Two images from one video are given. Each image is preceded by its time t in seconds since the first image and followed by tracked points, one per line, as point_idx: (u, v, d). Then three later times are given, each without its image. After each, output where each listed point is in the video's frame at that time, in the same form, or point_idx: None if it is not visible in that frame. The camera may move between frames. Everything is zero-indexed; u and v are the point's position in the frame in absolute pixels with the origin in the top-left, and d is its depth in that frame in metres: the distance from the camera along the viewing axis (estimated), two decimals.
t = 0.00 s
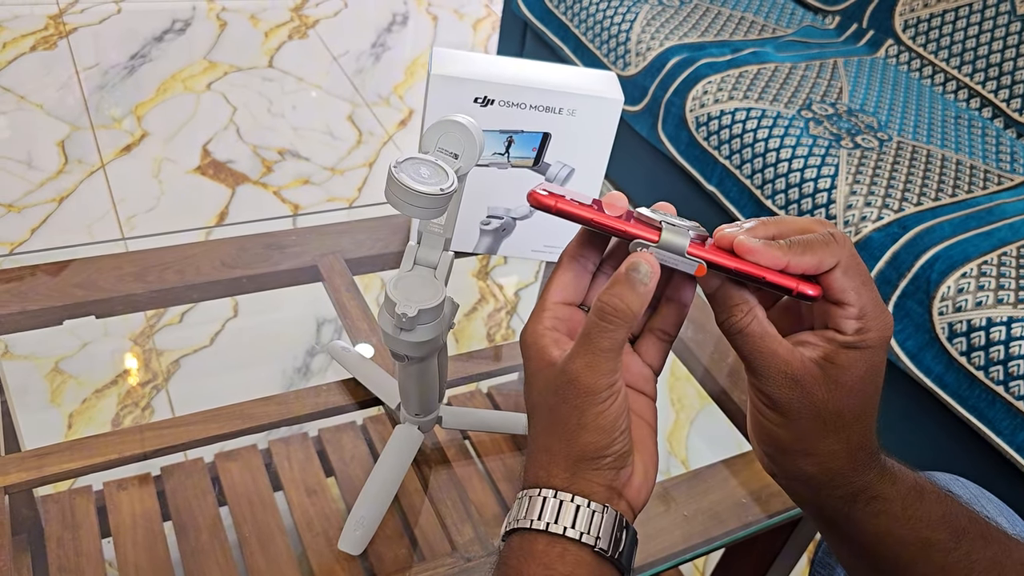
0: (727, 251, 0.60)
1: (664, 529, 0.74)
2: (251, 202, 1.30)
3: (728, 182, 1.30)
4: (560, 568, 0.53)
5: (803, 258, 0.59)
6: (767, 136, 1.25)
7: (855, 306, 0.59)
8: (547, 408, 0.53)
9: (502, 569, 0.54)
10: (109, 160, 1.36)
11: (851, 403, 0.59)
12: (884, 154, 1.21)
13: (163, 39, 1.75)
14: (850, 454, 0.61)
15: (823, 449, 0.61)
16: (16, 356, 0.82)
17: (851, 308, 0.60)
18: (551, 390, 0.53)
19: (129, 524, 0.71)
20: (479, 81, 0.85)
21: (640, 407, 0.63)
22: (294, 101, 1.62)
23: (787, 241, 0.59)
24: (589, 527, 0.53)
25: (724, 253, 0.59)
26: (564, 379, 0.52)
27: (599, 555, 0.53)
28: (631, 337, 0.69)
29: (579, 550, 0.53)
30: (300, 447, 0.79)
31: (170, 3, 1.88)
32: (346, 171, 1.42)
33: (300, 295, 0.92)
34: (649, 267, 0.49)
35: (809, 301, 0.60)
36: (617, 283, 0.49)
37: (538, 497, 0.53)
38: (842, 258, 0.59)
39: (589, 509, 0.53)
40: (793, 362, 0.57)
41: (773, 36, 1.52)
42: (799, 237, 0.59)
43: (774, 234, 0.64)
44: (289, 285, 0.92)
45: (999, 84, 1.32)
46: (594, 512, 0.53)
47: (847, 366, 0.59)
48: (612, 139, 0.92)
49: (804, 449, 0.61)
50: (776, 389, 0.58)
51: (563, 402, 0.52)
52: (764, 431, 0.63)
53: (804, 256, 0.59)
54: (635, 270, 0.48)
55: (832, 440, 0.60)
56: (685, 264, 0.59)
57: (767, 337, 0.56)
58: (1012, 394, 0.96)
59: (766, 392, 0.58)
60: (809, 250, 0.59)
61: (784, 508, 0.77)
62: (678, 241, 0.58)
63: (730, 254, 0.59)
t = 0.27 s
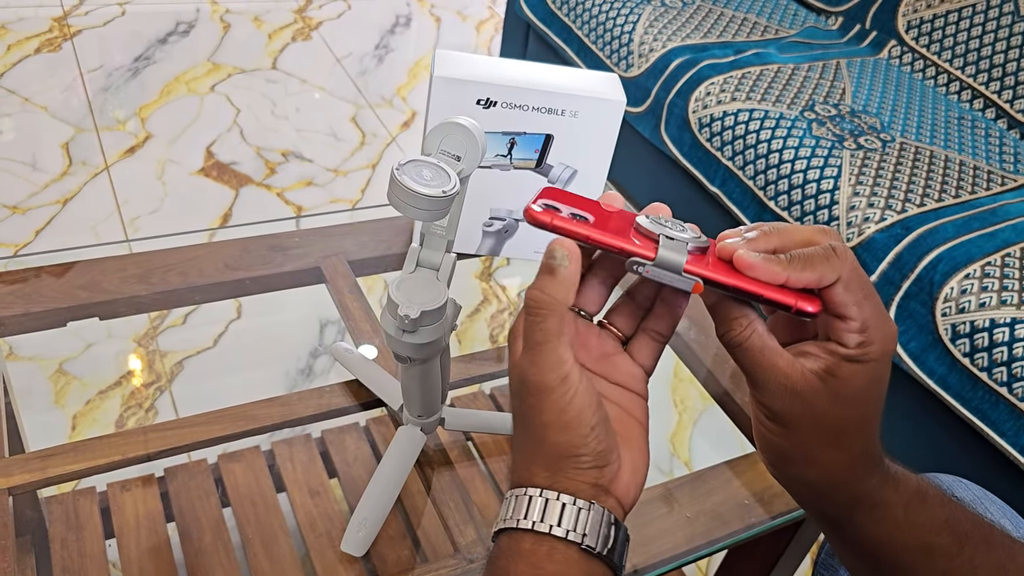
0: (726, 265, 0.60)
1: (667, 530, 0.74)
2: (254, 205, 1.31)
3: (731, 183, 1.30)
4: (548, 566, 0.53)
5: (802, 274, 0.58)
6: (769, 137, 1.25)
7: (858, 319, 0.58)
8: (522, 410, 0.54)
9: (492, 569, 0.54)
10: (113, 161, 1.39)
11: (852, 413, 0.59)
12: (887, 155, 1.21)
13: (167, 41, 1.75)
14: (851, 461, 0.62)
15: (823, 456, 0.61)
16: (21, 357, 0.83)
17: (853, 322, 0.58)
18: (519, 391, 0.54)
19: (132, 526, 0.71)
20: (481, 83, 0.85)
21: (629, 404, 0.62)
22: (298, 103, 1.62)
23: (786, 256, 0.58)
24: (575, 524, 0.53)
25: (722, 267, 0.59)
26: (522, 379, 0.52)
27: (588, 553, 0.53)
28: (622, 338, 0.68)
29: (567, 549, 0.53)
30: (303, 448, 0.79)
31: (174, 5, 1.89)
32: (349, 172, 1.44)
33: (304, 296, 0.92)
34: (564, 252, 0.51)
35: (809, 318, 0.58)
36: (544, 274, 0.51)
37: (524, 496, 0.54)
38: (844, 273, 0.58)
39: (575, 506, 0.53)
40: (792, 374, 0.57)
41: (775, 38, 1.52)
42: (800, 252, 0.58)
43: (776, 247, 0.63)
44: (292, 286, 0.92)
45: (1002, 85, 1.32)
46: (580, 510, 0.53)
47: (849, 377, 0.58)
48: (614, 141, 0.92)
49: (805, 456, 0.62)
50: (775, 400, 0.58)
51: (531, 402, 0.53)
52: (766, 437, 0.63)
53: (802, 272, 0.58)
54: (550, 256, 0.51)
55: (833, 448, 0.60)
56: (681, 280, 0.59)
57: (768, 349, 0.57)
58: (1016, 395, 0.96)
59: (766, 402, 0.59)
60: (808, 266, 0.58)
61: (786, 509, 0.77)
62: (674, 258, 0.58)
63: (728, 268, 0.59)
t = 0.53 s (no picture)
0: (721, 272, 0.60)
1: (673, 533, 0.74)
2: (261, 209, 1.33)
3: (738, 186, 1.30)
4: (549, 567, 0.52)
5: (795, 277, 0.57)
6: (777, 141, 1.25)
7: (856, 319, 0.57)
8: (521, 410, 0.54)
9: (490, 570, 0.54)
10: (122, 165, 1.40)
11: (854, 413, 0.59)
12: (894, 158, 1.20)
13: (175, 45, 1.76)
14: (856, 462, 0.62)
15: (827, 456, 0.61)
16: (31, 359, 0.82)
17: (850, 321, 0.58)
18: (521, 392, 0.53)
19: (140, 527, 0.71)
20: (488, 87, 0.85)
21: (621, 404, 0.62)
22: (305, 107, 1.63)
23: (779, 260, 0.58)
24: (575, 524, 0.53)
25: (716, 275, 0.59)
26: (528, 381, 0.52)
27: (587, 552, 0.53)
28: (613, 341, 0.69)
29: (567, 549, 0.53)
30: (310, 450, 0.79)
31: (183, 10, 1.90)
32: (357, 176, 1.41)
33: (311, 298, 0.93)
34: (576, 254, 0.48)
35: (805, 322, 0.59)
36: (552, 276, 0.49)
37: (523, 496, 0.53)
38: (838, 272, 0.57)
39: (574, 506, 0.53)
40: (793, 376, 0.57)
41: (783, 41, 1.52)
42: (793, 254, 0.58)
43: (770, 247, 0.62)
44: (299, 289, 0.93)
45: (1011, 88, 1.31)
46: (579, 509, 0.53)
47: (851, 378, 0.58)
48: (621, 144, 0.92)
49: (809, 456, 0.62)
50: (777, 402, 0.58)
51: (535, 402, 0.52)
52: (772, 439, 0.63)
53: (795, 275, 0.57)
54: (561, 259, 0.49)
55: (837, 448, 0.60)
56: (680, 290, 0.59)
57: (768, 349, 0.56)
58: None
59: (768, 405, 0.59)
60: (801, 268, 0.57)
61: (793, 512, 0.77)
62: (671, 267, 0.59)
63: (723, 275, 0.59)
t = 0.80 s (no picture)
0: (724, 287, 0.61)
1: (681, 540, 0.74)
2: (275, 216, 1.31)
3: (747, 195, 1.30)
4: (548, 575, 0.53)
5: (797, 288, 0.58)
6: (785, 149, 1.25)
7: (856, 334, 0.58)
8: (529, 418, 0.53)
9: None
10: (134, 172, 1.41)
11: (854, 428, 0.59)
12: (903, 166, 1.20)
13: (187, 53, 1.78)
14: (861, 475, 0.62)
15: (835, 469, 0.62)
16: (43, 364, 0.83)
17: (852, 335, 0.58)
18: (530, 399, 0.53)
19: (151, 532, 0.72)
20: (498, 96, 0.86)
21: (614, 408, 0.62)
22: (316, 114, 1.64)
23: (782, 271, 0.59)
24: (575, 532, 0.53)
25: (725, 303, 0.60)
26: (547, 391, 0.51)
27: (585, 559, 0.54)
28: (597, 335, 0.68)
29: (567, 556, 0.53)
30: (320, 457, 0.80)
31: (195, 18, 1.92)
32: (367, 182, 1.43)
33: (321, 305, 0.93)
34: (616, 273, 0.47)
35: (805, 342, 0.61)
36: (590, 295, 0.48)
37: (522, 505, 0.53)
38: (839, 283, 0.58)
39: (574, 514, 0.53)
40: (793, 394, 0.58)
41: (791, 49, 1.52)
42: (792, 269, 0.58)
43: (777, 255, 0.61)
44: (309, 296, 0.93)
45: (1020, 96, 1.31)
46: (578, 517, 0.53)
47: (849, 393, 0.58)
48: (630, 152, 0.92)
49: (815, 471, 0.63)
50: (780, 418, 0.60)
51: (548, 412, 0.52)
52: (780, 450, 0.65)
53: (798, 286, 0.58)
54: (601, 277, 0.47)
55: (842, 460, 0.61)
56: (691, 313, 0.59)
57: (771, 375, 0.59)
58: None
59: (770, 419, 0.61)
60: (804, 279, 0.58)
61: (801, 521, 0.77)
62: (686, 295, 0.58)
63: (724, 294, 0.60)
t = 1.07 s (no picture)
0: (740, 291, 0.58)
1: (690, 548, 0.74)
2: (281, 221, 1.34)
3: (755, 201, 1.30)
4: None
5: (810, 285, 0.57)
6: (794, 155, 1.25)
7: (860, 341, 0.58)
8: (537, 422, 0.52)
9: None
10: (143, 178, 1.42)
11: (855, 429, 0.60)
12: (912, 172, 1.20)
13: (196, 59, 1.79)
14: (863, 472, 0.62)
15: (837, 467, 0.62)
16: (53, 369, 0.83)
17: (857, 341, 0.59)
18: (541, 404, 0.51)
19: (160, 536, 0.72)
20: (507, 102, 0.86)
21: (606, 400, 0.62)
22: (324, 119, 1.64)
23: (796, 267, 0.58)
24: (574, 537, 0.53)
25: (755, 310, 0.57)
26: (559, 398, 0.50)
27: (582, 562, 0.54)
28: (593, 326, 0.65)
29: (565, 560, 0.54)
30: (328, 462, 0.80)
31: (204, 23, 1.92)
32: (374, 188, 1.45)
33: (329, 312, 0.93)
34: (645, 291, 0.45)
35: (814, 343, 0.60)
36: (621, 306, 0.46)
37: (523, 510, 0.53)
38: (851, 284, 0.57)
39: (574, 519, 0.53)
40: (798, 399, 0.60)
41: (800, 55, 1.52)
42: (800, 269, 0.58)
43: (784, 256, 0.60)
44: (318, 302, 0.93)
45: None
46: (578, 522, 0.53)
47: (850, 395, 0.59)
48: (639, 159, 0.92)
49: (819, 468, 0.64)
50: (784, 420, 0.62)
51: (561, 420, 0.51)
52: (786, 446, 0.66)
53: (811, 284, 0.57)
54: (629, 297, 0.45)
55: (842, 461, 0.62)
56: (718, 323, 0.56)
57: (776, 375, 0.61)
58: None
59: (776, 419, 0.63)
60: (817, 277, 0.57)
61: (810, 529, 0.76)
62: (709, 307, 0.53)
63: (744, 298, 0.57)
